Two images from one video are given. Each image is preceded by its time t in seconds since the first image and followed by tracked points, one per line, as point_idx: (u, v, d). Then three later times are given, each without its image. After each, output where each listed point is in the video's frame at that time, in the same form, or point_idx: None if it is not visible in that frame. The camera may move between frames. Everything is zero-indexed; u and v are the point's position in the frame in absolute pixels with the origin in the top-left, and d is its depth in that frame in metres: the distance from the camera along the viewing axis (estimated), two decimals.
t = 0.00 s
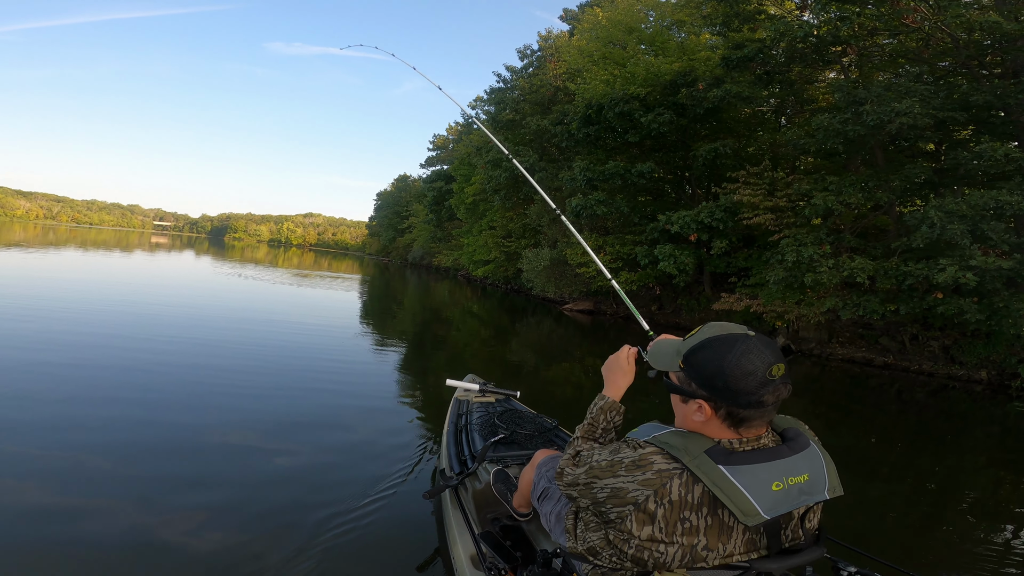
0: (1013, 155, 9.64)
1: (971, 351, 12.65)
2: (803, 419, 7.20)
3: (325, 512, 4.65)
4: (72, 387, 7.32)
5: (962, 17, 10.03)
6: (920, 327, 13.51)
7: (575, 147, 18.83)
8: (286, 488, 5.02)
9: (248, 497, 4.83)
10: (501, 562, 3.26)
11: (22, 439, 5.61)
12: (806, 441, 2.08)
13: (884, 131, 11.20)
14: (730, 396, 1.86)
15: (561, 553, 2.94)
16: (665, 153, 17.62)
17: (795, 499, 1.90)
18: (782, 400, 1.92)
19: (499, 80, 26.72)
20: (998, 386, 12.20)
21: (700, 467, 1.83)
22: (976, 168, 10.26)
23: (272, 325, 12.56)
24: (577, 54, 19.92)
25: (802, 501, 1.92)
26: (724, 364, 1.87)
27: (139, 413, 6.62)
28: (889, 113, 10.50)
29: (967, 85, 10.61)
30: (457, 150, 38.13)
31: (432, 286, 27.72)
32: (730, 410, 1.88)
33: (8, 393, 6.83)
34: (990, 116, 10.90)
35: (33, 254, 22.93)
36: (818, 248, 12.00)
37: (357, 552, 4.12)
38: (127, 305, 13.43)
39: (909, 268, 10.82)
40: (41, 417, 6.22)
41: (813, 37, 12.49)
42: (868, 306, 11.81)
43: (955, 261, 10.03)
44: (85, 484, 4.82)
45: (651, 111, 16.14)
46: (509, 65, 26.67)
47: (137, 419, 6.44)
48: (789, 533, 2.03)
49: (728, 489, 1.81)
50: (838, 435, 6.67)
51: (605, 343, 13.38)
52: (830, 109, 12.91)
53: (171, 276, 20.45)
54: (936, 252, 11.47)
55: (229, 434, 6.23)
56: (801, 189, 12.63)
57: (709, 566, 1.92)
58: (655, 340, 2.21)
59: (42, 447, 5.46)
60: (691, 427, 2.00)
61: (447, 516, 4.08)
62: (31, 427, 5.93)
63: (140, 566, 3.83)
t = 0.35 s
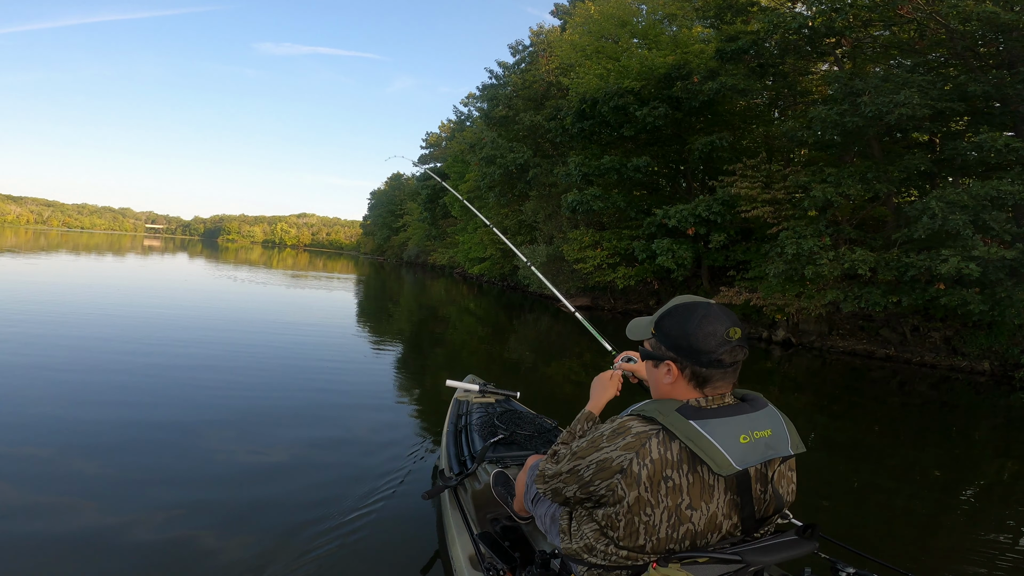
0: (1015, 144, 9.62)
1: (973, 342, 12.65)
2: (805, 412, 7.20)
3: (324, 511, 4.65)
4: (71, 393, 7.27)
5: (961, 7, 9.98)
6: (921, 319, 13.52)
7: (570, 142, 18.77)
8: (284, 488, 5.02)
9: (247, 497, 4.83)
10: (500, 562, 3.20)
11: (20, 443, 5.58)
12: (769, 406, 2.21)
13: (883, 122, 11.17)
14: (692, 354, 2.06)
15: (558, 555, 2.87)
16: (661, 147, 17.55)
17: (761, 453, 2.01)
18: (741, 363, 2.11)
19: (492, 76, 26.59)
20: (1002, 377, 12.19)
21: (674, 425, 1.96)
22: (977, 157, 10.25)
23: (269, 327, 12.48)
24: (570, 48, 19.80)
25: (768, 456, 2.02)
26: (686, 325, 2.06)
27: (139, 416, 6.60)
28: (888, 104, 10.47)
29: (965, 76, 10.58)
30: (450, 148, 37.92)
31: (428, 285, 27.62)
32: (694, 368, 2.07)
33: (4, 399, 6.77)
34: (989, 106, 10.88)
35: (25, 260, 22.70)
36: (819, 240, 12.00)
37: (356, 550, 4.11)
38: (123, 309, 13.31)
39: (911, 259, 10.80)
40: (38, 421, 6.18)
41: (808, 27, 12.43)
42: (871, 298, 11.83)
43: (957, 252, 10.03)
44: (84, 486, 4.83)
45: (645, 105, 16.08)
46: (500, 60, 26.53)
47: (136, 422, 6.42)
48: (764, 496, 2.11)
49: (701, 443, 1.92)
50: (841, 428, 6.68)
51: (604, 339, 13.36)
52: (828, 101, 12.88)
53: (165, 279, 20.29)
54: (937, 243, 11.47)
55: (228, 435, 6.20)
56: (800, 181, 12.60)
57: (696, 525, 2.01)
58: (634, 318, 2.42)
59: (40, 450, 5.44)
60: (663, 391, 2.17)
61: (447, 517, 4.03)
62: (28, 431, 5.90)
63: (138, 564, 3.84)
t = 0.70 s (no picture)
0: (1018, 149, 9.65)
1: (968, 346, 12.78)
2: (805, 414, 7.24)
3: (321, 509, 4.57)
4: (66, 387, 7.14)
5: (968, 11, 9.98)
6: (916, 323, 13.63)
7: (569, 140, 18.74)
8: (281, 484, 4.95)
9: (241, 492, 4.77)
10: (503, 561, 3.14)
11: (14, 437, 5.48)
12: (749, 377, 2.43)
13: (884, 124, 11.22)
14: (681, 321, 2.32)
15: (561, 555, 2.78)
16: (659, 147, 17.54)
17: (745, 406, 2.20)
18: (725, 338, 2.35)
19: (489, 73, 26.47)
20: (997, 381, 12.30)
21: (667, 378, 2.18)
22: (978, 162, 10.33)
23: (264, 323, 12.34)
24: (569, 46, 19.72)
25: (752, 409, 2.20)
26: (676, 295, 2.35)
27: (135, 410, 6.52)
28: (892, 106, 10.49)
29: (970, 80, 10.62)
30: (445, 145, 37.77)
31: (421, 282, 27.47)
32: (682, 333, 2.33)
33: None
34: (991, 110, 10.96)
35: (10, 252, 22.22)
36: (818, 242, 12.05)
37: (352, 550, 4.03)
38: (114, 304, 13.09)
39: (911, 263, 10.85)
40: (32, 415, 6.07)
41: (811, 29, 12.45)
42: (869, 301, 11.90)
43: (957, 256, 10.07)
44: (76, 478, 4.77)
45: (645, 104, 16.05)
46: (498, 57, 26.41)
47: (132, 416, 6.34)
48: (751, 456, 2.25)
49: (692, 390, 2.11)
50: (841, 429, 6.73)
51: (601, 339, 13.35)
52: (829, 103, 12.90)
53: (155, 273, 19.96)
54: (936, 247, 11.54)
55: (223, 431, 6.12)
56: (800, 182, 12.64)
57: (695, 480, 2.12)
58: (633, 299, 2.71)
59: (34, 445, 5.35)
60: (655, 357, 2.43)
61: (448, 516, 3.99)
62: (22, 425, 5.79)
63: (128, 558, 3.78)
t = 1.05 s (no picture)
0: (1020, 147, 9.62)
1: (965, 345, 12.81)
2: (804, 413, 7.23)
3: (314, 508, 4.54)
4: (60, 386, 7.06)
5: (972, 8, 9.94)
6: (914, 321, 13.65)
7: (567, 136, 18.67)
8: (273, 483, 4.92)
9: (233, 490, 4.75)
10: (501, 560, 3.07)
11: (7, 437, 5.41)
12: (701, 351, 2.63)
13: (886, 122, 11.19)
14: (633, 305, 2.54)
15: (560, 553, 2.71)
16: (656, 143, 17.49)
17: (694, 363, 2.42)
18: (671, 321, 2.59)
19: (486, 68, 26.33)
20: (995, 380, 12.32)
21: (625, 347, 2.41)
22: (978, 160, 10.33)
23: (261, 321, 12.24)
24: (567, 42, 19.62)
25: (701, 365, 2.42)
26: (627, 285, 2.58)
27: (132, 409, 6.48)
28: (895, 103, 10.46)
29: (976, 78, 10.57)
30: (441, 141, 37.60)
31: (416, 280, 27.35)
32: (634, 315, 2.54)
33: None
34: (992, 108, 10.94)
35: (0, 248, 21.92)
36: (817, 240, 12.05)
37: (346, 550, 3.99)
38: (109, 301, 12.97)
39: (912, 261, 10.86)
40: (26, 414, 6.00)
41: (812, 26, 12.41)
42: (869, 299, 11.92)
43: (959, 255, 10.04)
44: (67, 476, 4.75)
45: (643, 100, 15.99)
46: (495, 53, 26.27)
47: (127, 415, 6.28)
48: (711, 410, 2.42)
49: (647, 350, 2.35)
50: (839, 427, 6.75)
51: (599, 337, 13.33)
52: (829, 101, 12.87)
53: (148, 270, 19.76)
54: (935, 245, 11.56)
55: (216, 430, 6.07)
56: (800, 180, 12.63)
57: (667, 430, 2.25)
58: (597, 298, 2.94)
59: (26, 445, 5.28)
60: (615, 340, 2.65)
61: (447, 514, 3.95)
62: (15, 424, 5.72)
63: (113, 555, 3.75)
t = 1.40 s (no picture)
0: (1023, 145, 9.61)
1: (965, 343, 12.83)
2: (804, 412, 7.22)
3: (307, 506, 4.50)
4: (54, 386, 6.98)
5: (977, 5, 9.88)
6: (914, 320, 13.66)
7: (564, 133, 18.63)
8: (265, 481, 4.89)
9: (223, 487, 4.73)
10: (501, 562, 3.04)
11: None
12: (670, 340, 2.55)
13: (888, 120, 11.17)
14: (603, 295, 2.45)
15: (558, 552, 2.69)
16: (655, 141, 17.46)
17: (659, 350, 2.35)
18: (641, 311, 2.52)
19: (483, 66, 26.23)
20: (995, 379, 12.34)
21: (594, 338, 2.38)
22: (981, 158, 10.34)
23: (258, 321, 12.15)
24: (565, 39, 19.57)
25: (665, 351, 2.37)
26: (597, 275, 2.49)
27: (127, 408, 6.41)
28: (898, 101, 10.43)
29: (979, 76, 10.57)
30: (437, 139, 37.51)
31: (412, 278, 27.28)
32: (604, 305, 2.45)
33: None
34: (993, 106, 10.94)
35: None
36: (818, 239, 12.06)
37: (341, 548, 3.95)
38: (104, 301, 12.84)
39: (914, 259, 10.86)
40: (19, 415, 5.90)
41: (813, 22, 12.36)
42: (871, 298, 11.93)
43: (962, 253, 10.02)
44: (57, 473, 4.73)
45: (642, 97, 15.95)
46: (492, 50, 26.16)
47: (123, 415, 6.21)
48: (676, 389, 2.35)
49: (614, 338, 2.32)
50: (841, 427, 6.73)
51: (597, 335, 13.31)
52: (830, 99, 12.85)
53: (143, 269, 19.60)
54: (936, 243, 11.55)
55: (207, 429, 6.02)
56: (800, 178, 12.62)
57: (635, 413, 2.20)
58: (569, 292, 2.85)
59: (19, 444, 5.21)
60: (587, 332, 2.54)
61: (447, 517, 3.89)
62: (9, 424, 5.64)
63: (98, 551, 3.73)
